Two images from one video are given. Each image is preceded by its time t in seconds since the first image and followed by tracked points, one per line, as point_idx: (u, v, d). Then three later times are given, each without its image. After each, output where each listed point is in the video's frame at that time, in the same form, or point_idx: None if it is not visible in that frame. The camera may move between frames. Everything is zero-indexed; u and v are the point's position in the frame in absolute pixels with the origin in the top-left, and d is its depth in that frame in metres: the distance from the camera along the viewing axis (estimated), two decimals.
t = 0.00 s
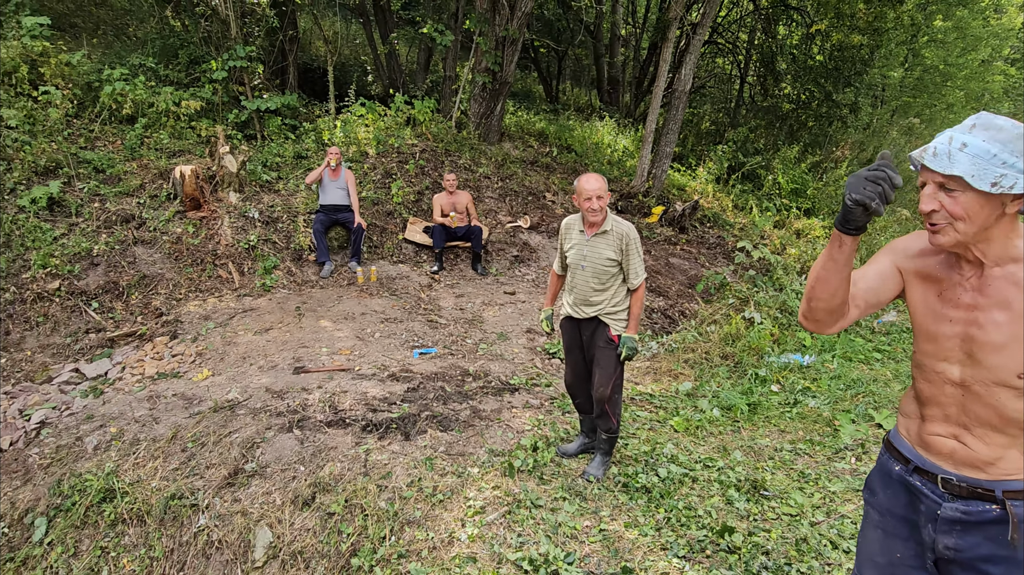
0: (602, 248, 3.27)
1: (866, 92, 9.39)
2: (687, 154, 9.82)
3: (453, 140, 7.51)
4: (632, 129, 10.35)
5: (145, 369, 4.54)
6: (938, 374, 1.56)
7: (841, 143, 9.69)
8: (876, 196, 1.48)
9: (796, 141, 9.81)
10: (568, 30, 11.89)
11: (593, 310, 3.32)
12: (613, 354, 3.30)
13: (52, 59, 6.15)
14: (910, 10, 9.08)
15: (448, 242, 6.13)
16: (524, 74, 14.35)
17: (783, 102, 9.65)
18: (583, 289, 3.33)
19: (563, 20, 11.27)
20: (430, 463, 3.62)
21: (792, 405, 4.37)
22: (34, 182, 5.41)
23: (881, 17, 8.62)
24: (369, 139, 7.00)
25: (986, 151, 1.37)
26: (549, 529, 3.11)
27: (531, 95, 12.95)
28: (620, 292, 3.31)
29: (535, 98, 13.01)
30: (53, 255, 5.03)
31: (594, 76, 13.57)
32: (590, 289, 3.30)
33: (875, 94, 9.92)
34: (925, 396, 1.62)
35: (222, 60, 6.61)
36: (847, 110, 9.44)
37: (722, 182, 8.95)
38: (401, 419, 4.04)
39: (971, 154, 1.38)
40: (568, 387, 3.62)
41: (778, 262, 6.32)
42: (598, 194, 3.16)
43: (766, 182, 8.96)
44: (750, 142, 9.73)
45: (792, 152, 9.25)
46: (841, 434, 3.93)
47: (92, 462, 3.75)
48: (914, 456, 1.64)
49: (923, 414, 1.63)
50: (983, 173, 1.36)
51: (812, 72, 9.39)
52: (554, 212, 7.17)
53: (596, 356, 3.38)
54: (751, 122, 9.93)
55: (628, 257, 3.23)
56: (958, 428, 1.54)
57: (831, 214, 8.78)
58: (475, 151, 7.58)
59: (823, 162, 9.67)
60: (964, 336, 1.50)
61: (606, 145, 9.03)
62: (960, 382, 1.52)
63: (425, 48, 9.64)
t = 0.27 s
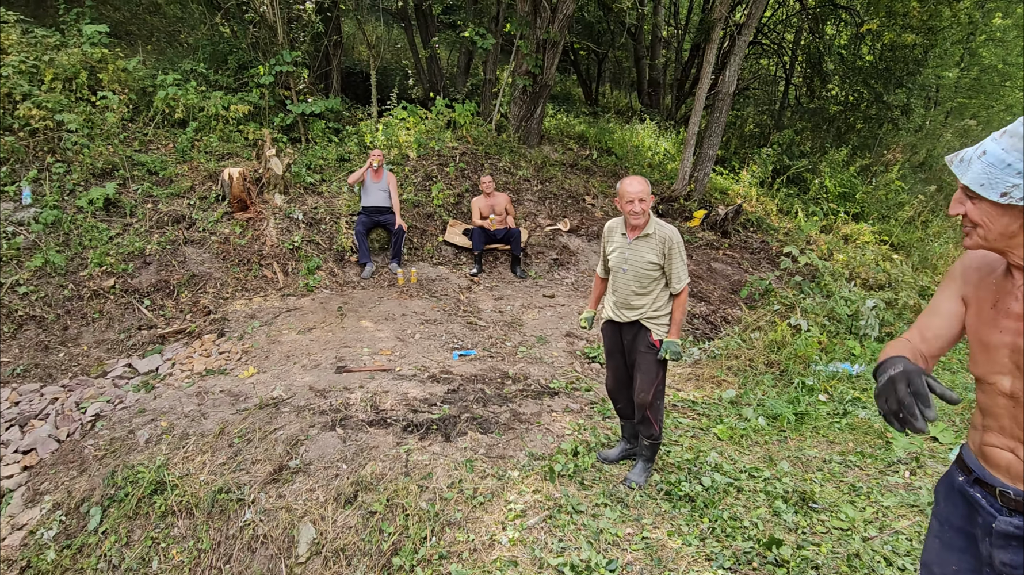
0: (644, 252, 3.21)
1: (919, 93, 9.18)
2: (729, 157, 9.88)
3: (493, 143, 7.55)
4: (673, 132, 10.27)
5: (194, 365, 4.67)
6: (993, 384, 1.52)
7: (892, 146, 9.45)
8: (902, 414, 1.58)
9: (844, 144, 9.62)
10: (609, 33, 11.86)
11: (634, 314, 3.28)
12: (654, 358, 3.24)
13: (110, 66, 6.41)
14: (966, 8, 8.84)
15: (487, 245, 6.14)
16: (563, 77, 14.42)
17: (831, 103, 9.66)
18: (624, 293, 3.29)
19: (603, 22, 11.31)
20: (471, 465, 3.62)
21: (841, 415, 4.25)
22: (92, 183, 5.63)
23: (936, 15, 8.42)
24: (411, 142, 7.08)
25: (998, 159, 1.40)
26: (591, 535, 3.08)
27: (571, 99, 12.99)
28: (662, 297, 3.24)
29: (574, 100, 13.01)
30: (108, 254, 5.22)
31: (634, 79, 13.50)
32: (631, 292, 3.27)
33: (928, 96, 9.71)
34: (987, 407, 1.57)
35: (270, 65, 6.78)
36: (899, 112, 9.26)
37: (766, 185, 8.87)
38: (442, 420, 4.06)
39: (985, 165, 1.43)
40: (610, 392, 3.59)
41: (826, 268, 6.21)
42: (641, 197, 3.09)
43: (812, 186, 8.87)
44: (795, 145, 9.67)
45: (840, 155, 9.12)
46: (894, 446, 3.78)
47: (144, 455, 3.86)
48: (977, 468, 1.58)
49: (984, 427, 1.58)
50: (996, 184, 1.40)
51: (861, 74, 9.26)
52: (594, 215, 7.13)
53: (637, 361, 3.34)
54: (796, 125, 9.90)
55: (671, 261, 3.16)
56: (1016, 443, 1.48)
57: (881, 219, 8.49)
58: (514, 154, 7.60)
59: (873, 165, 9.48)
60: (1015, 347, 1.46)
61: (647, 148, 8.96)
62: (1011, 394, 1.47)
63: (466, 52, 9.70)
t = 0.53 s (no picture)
0: (684, 258, 3.13)
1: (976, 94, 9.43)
2: (775, 161, 9.83)
3: (533, 147, 7.55)
4: (715, 136, 10.16)
5: (239, 364, 4.78)
6: None
7: (947, 150, 9.62)
8: None
9: (895, 148, 9.64)
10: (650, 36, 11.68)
11: (675, 321, 3.21)
12: (694, 367, 3.16)
13: (163, 74, 6.65)
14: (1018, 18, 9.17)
15: (526, 249, 6.13)
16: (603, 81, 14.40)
17: (882, 104, 9.79)
18: (664, 300, 3.23)
19: (644, 25, 11.33)
20: (509, 471, 3.61)
21: (892, 429, 4.09)
22: (145, 187, 5.83)
23: (994, 15, 8.74)
24: (451, 147, 7.14)
25: None
26: (631, 546, 3.02)
27: (612, 102, 12.99)
28: (703, 304, 3.15)
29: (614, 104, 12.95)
30: (159, 256, 5.40)
31: (675, 81, 13.36)
32: (671, 299, 3.19)
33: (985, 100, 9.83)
34: None
35: (315, 71, 6.94)
36: (955, 114, 9.50)
37: (812, 191, 8.74)
38: (480, 425, 4.06)
39: None
40: (649, 401, 3.52)
41: (877, 276, 6.08)
42: (680, 203, 2.99)
43: (860, 192, 8.71)
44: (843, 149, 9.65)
45: (891, 159, 9.04)
46: (951, 464, 3.62)
47: (191, 452, 3.96)
48: None
49: None
50: None
51: (914, 74, 9.39)
52: (634, 220, 7.07)
53: (677, 369, 3.27)
54: (845, 128, 9.80)
55: (713, 267, 3.06)
56: None
57: (936, 226, 8.35)
58: (554, 158, 7.58)
59: (926, 169, 9.43)
60: None
61: (689, 152, 8.85)
62: None
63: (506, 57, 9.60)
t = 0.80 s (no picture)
0: (718, 266, 3.04)
1: None
2: (814, 166, 9.87)
3: (567, 152, 7.52)
4: (754, 141, 10.03)
5: (275, 366, 4.86)
6: None
7: (998, 154, 9.64)
8: None
9: (944, 152, 9.64)
10: (687, 38, 11.61)
11: (707, 329, 3.13)
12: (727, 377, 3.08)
13: (207, 81, 6.83)
14: None
15: (559, 254, 6.09)
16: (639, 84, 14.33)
17: (929, 107, 9.74)
18: (697, 307, 3.16)
19: (682, 28, 11.30)
20: (539, 479, 3.58)
21: (938, 445, 3.93)
22: (188, 192, 5.99)
23: None
24: (484, 151, 7.15)
25: None
26: (662, 559, 2.96)
27: (648, 106, 12.92)
28: (737, 313, 3.05)
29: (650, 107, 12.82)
30: (201, 258, 5.53)
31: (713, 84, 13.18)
32: (704, 306, 3.11)
33: None
34: None
35: (352, 77, 7.03)
36: (1008, 116, 9.21)
37: (855, 196, 8.65)
38: (511, 431, 4.05)
39: None
40: (683, 410, 3.45)
41: (923, 285, 5.90)
42: (713, 209, 2.89)
43: (907, 197, 8.72)
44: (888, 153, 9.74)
45: (938, 164, 9.11)
46: (1002, 483, 3.46)
47: (227, 452, 4.03)
48: None
49: None
50: None
51: (963, 75, 9.17)
52: (670, 225, 6.98)
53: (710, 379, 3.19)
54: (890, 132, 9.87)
55: (747, 275, 2.96)
56: None
57: (985, 232, 8.33)
58: (588, 163, 7.54)
59: (977, 174, 9.66)
60: None
61: (726, 156, 8.72)
62: None
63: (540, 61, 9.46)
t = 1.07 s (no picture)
0: (745, 272, 2.99)
1: None
2: (852, 169, 9.91)
3: (596, 156, 7.48)
4: (788, 144, 9.88)
5: (304, 367, 4.92)
6: None
7: None
8: None
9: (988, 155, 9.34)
10: (721, 41, 11.68)
11: (734, 336, 3.07)
12: (755, 386, 3.00)
13: (242, 88, 6.99)
14: None
15: (586, 259, 6.06)
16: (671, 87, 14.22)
17: (972, 109, 9.47)
18: (724, 314, 3.10)
19: (715, 31, 11.24)
20: (563, 485, 3.55)
21: (978, 459, 3.79)
22: (222, 196, 6.12)
23: None
24: (513, 155, 7.15)
25: None
26: (687, 570, 2.90)
27: (680, 109, 12.82)
28: (765, 321, 2.98)
29: (681, 110, 12.70)
30: (234, 261, 5.64)
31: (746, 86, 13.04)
32: (732, 313, 3.05)
33: None
34: None
35: (382, 82, 7.12)
36: None
37: (893, 200, 8.49)
38: (536, 436, 4.03)
39: None
40: (709, 419, 3.38)
41: (965, 293, 5.71)
42: (740, 215, 2.85)
43: (947, 202, 8.53)
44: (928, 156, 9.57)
45: (981, 168, 8.91)
46: None
47: (257, 451, 4.09)
48: None
49: None
50: None
51: (1009, 76, 8.91)
52: (700, 230, 6.88)
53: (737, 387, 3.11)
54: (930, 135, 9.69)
55: (776, 282, 2.88)
56: None
57: None
58: (617, 167, 7.49)
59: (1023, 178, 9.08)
60: None
61: (758, 160, 8.58)
62: None
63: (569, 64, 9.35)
